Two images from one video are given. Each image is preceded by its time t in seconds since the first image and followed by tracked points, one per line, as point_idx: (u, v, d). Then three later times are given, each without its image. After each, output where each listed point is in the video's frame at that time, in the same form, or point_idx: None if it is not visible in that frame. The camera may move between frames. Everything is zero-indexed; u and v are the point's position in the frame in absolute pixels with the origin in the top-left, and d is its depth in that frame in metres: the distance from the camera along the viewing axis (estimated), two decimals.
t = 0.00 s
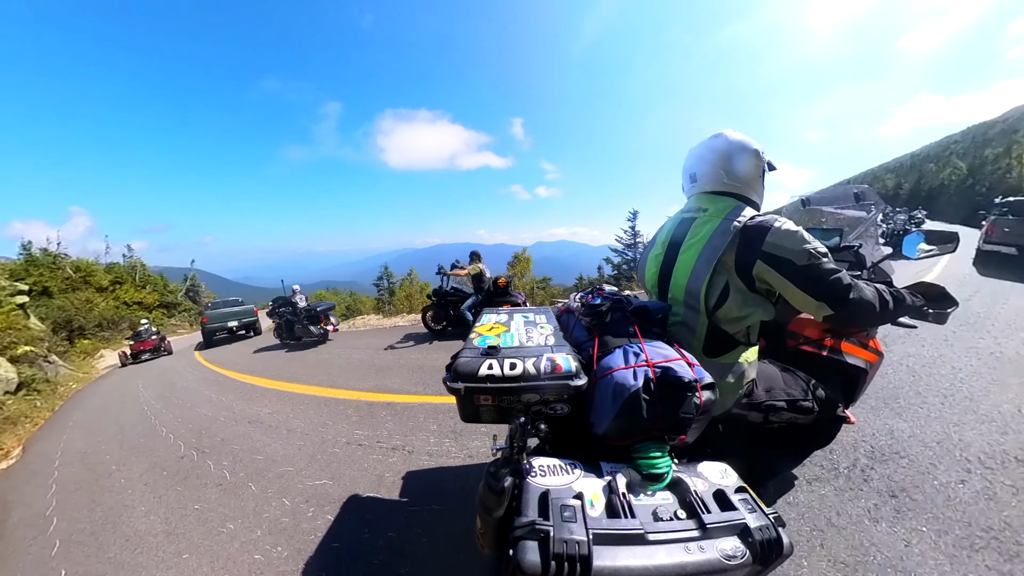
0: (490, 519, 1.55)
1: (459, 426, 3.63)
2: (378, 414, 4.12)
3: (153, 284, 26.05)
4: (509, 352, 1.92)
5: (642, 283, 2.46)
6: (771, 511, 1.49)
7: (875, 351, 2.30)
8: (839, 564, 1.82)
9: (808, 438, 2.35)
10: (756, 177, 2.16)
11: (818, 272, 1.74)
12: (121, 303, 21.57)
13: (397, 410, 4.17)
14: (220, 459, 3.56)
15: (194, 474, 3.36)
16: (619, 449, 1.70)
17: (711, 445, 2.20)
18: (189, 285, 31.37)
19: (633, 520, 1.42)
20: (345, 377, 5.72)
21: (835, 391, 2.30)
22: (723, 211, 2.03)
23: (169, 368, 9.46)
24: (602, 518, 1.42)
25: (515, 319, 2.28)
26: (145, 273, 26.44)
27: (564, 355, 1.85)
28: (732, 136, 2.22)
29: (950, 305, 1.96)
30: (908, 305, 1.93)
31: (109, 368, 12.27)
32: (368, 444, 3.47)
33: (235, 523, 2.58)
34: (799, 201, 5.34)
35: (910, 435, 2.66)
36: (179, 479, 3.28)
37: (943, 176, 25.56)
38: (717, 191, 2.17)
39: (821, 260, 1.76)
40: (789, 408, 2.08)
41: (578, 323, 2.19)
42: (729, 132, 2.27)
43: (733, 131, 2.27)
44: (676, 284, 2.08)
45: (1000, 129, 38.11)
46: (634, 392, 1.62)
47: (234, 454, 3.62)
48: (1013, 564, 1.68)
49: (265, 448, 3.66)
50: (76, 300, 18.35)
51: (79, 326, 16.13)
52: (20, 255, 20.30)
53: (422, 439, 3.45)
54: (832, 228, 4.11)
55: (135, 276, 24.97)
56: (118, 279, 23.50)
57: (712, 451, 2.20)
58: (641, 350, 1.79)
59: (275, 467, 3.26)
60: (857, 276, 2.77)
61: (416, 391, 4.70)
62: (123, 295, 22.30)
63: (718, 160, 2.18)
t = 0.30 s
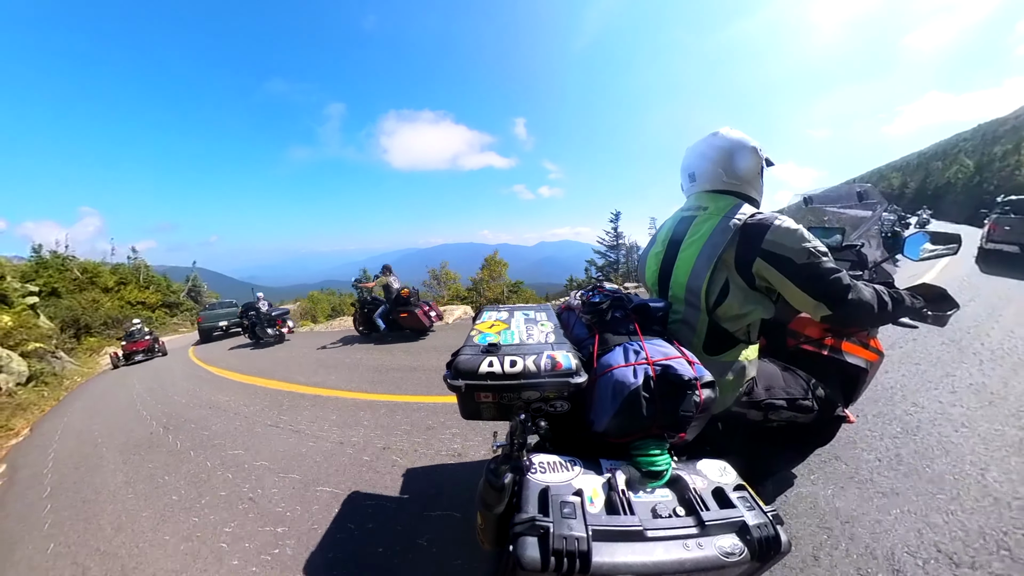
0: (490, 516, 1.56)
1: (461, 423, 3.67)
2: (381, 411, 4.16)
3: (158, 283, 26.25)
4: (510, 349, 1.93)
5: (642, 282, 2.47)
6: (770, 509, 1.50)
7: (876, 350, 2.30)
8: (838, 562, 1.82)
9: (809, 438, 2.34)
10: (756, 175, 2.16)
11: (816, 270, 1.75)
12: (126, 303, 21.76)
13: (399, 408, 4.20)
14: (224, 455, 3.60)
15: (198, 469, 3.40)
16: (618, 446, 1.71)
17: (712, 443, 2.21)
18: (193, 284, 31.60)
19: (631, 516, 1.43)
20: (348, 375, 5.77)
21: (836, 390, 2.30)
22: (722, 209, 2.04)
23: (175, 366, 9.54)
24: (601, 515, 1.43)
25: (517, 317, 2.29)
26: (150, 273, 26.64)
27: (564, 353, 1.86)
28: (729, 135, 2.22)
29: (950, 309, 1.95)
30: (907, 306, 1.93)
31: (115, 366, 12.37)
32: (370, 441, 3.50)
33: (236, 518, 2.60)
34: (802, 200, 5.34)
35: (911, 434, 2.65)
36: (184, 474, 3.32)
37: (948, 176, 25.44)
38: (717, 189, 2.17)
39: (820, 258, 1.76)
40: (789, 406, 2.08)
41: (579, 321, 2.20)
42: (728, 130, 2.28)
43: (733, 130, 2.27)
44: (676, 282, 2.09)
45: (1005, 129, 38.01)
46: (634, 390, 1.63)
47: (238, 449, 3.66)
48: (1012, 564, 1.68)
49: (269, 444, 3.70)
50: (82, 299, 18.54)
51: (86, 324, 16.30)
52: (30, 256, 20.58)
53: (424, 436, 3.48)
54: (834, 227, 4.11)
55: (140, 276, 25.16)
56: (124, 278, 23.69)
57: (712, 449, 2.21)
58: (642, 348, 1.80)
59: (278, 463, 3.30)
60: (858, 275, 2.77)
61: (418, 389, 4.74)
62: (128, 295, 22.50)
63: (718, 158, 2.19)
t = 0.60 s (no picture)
0: (497, 517, 1.55)
1: (464, 422, 3.67)
2: (384, 411, 4.16)
3: (159, 284, 26.35)
4: (517, 350, 1.92)
5: (650, 281, 2.44)
6: (783, 512, 1.47)
7: (891, 350, 2.26)
8: (850, 566, 1.80)
9: (822, 439, 2.31)
10: (767, 171, 2.13)
11: (829, 270, 1.72)
12: (131, 303, 21.94)
13: (402, 407, 4.21)
14: (229, 454, 3.61)
15: (203, 468, 3.41)
16: (627, 448, 1.69)
17: (723, 445, 2.19)
18: (197, 285, 31.77)
19: (641, 519, 1.41)
20: (351, 374, 5.78)
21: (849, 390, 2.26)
22: (732, 206, 2.01)
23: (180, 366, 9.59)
24: (610, 517, 1.41)
25: (524, 317, 2.28)
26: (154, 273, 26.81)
27: (572, 354, 1.84)
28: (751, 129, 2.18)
29: (970, 309, 1.91)
30: (924, 305, 1.89)
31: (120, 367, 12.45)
32: (374, 440, 3.51)
33: (239, 518, 2.60)
34: (812, 196, 5.27)
35: (923, 435, 2.61)
36: (189, 474, 3.33)
37: (955, 174, 25.18)
38: (727, 186, 2.14)
39: (833, 257, 1.73)
40: (801, 407, 2.05)
41: (587, 322, 2.18)
42: (748, 124, 2.24)
43: (747, 124, 2.24)
44: (685, 281, 2.06)
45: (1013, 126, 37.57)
46: (643, 391, 1.61)
47: (243, 449, 3.67)
48: None
49: (273, 443, 3.71)
50: (88, 299, 18.69)
51: (92, 323, 16.44)
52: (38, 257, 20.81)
53: (427, 435, 3.48)
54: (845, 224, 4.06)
55: (143, 277, 25.31)
56: (128, 279, 23.83)
57: (722, 451, 2.20)
58: (650, 348, 1.77)
59: (283, 462, 3.31)
60: (871, 274, 2.72)
61: (421, 389, 4.75)
62: (131, 296, 22.65)
63: (728, 154, 2.16)
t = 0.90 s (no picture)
0: (497, 524, 1.52)
1: (463, 424, 3.65)
2: (383, 412, 4.15)
3: (170, 282, 26.58)
4: (519, 355, 1.89)
5: (656, 286, 2.41)
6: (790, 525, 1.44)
7: (902, 357, 2.21)
8: None
9: (831, 449, 2.27)
10: (776, 176, 2.10)
11: (841, 277, 1.68)
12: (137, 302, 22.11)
13: (401, 408, 4.20)
14: (229, 453, 3.61)
15: (203, 467, 3.41)
16: (630, 456, 1.66)
17: (728, 454, 2.16)
18: (200, 284, 31.90)
19: (643, 529, 1.38)
20: (351, 374, 5.78)
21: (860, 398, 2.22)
22: (741, 211, 1.98)
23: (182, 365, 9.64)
24: (611, 526, 1.39)
25: (527, 322, 2.26)
26: (158, 274, 26.97)
27: (575, 359, 1.82)
28: (758, 133, 2.14)
29: (986, 311, 1.86)
30: (938, 310, 1.85)
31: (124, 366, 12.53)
32: (373, 441, 3.50)
33: (237, 517, 2.59)
34: (819, 200, 5.21)
35: (933, 443, 2.56)
36: (188, 472, 3.33)
37: (962, 176, 24.91)
38: (737, 191, 2.11)
39: (845, 264, 1.69)
40: (810, 416, 2.02)
41: (590, 327, 2.16)
42: (752, 128, 2.20)
43: (755, 128, 2.20)
44: (691, 287, 2.03)
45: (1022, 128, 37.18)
46: (647, 398, 1.59)
47: (242, 448, 3.67)
48: None
49: (272, 443, 3.71)
50: (94, 298, 18.86)
51: (96, 322, 16.57)
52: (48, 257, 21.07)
53: (425, 437, 3.47)
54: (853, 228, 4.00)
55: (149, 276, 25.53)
56: (131, 280, 23.99)
57: (728, 460, 2.16)
58: (655, 354, 1.75)
59: (282, 462, 3.30)
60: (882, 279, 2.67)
61: (421, 390, 4.74)
62: (134, 296, 22.81)
63: (736, 158, 2.13)
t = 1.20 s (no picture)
0: (499, 525, 1.52)
1: (464, 425, 3.66)
2: (385, 413, 4.15)
3: (169, 285, 26.57)
4: (519, 356, 1.90)
5: (654, 286, 2.42)
6: (791, 523, 1.44)
7: (901, 355, 2.22)
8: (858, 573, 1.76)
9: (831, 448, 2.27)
10: (771, 176, 2.10)
11: (837, 275, 1.68)
12: (138, 306, 22.12)
13: (403, 409, 4.20)
14: (230, 456, 3.61)
15: (205, 469, 3.41)
16: (631, 457, 1.67)
17: (728, 453, 2.18)
18: (202, 286, 31.89)
19: (645, 529, 1.38)
20: (352, 375, 5.78)
21: (858, 396, 2.23)
22: (737, 211, 1.99)
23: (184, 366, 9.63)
24: (613, 526, 1.39)
25: (527, 323, 2.26)
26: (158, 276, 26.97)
27: (575, 360, 1.82)
28: (746, 135, 2.16)
29: (983, 306, 1.87)
30: (935, 307, 1.86)
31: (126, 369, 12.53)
32: (374, 442, 3.49)
33: (241, 519, 2.60)
34: (816, 199, 5.22)
35: (934, 440, 2.57)
36: (190, 475, 3.33)
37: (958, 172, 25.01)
38: (732, 192, 2.12)
39: (841, 261, 1.70)
40: (809, 415, 2.02)
41: (590, 327, 2.16)
42: (740, 130, 2.22)
43: (744, 129, 2.22)
44: (689, 287, 2.04)
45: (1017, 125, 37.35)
46: (646, 398, 1.59)
47: (244, 450, 3.67)
48: None
49: (274, 445, 3.71)
50: (97, 301, 18.91)
51: (100, 323, 16.61)
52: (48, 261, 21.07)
53: (427, 437, 3.47)
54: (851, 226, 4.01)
55: (149, 280, 25.52)
56: (134, 280, 24.01)
57: (728, 459, 2.18)
58: (655, 354, 1.75)
59: (283, 464, 3.30)
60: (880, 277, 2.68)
61: (422, 391, 4.74)
62: (137, 296, 22.85)
63: (730, 159, 2.14)
